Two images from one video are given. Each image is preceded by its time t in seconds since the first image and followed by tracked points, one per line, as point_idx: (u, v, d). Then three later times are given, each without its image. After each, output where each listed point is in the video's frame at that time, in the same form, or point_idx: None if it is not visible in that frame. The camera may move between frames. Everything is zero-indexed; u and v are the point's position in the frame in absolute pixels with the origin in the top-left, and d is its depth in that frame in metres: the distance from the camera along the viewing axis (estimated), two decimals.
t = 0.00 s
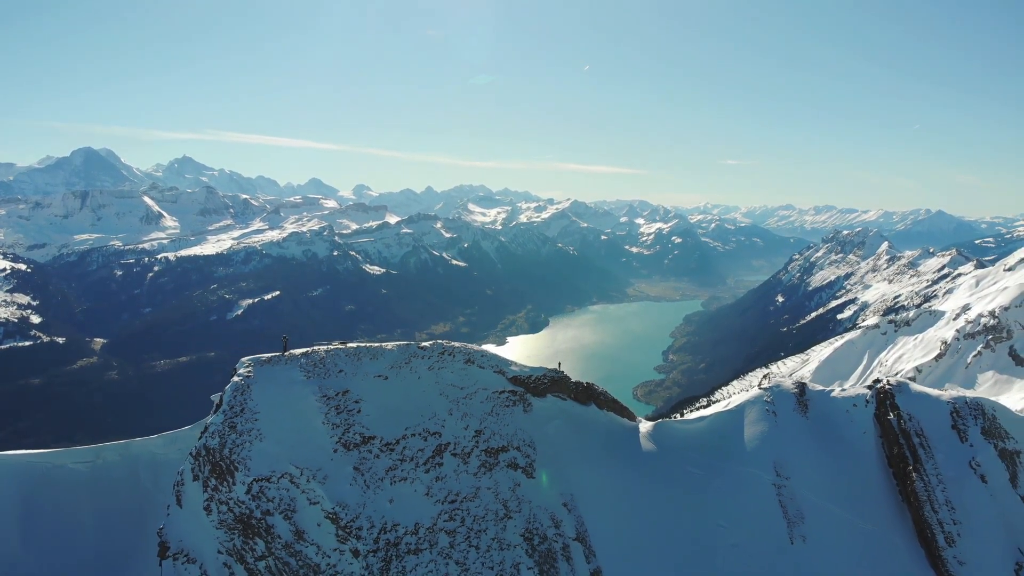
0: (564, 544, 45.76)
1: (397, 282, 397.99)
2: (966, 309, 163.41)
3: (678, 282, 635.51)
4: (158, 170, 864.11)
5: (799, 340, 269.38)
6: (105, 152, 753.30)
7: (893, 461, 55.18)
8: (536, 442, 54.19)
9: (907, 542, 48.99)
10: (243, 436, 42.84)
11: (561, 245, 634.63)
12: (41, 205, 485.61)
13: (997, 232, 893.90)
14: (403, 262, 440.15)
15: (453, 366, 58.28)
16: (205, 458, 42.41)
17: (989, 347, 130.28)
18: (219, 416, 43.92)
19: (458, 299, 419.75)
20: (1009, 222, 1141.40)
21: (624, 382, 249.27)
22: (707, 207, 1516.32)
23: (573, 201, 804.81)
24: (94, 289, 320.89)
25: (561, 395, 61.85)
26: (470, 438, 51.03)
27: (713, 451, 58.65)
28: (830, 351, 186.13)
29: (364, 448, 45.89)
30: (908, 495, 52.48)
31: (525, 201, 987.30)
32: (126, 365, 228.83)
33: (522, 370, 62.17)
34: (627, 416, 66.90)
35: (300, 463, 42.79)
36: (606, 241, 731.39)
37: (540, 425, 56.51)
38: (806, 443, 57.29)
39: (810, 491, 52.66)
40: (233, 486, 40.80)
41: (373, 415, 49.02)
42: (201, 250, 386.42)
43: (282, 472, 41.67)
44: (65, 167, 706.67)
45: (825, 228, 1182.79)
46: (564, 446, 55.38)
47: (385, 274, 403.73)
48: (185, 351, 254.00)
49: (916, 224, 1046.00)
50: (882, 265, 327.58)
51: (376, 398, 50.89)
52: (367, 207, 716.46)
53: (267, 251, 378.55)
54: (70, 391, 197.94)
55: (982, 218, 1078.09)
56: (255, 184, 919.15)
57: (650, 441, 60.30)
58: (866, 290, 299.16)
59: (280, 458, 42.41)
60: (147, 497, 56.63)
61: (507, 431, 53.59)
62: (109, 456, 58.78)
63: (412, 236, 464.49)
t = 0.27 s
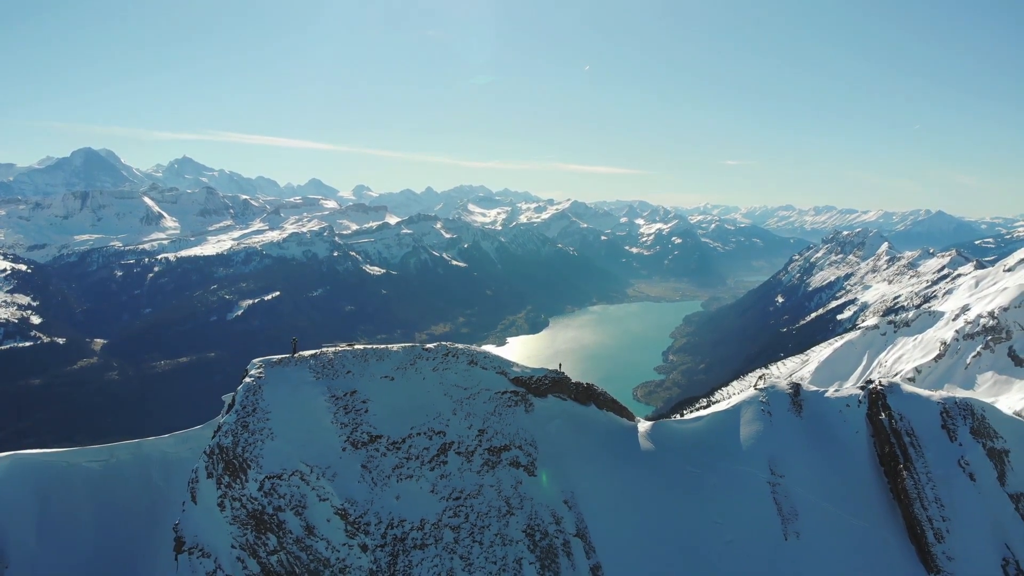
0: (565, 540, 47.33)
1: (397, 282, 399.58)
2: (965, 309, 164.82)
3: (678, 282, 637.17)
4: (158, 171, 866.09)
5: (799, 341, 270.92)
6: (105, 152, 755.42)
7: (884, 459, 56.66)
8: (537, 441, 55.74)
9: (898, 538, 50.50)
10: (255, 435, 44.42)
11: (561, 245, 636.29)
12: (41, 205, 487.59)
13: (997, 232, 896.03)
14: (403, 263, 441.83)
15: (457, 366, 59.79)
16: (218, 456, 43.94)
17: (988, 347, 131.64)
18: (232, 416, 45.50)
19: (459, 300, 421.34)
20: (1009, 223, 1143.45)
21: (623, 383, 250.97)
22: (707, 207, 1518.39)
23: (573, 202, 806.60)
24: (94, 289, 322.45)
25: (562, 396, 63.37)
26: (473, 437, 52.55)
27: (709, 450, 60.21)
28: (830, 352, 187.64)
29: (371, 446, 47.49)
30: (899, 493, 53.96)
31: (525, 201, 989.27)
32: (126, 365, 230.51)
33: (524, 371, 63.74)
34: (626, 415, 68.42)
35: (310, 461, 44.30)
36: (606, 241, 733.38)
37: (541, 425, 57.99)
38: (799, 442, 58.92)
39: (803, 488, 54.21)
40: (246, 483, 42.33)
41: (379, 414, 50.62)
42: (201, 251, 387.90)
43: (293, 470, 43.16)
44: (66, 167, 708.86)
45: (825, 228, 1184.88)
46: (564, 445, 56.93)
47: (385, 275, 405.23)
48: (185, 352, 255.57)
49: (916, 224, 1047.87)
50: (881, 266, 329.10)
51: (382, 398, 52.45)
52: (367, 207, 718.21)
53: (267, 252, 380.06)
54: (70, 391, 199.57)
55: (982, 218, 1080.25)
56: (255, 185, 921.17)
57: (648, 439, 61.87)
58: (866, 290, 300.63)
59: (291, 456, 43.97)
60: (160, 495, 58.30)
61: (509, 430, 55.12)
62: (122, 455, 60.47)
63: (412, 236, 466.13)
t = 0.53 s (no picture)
0: (565, 536, 49.00)
1: (397, 283, 401.16)
2: (964, 310, 166.41)
3: (678, 283, 638.87)
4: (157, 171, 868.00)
5: (798, 341, 272.70)
6: (105, 152, 757.28)
7: (875, 458, 58.27)
8: (538, 441, 57.35)
9: (888, 534, 52.11)
10: (267, 434, 46.07)
11: (561, 246, 637.88)
12: (41, 205, 489.30)
13: (997, 232, 897.53)
14: (403, 263, 443.45)
15: (460, 367, 61.48)
16: (231, 454, 45.60)
17: (987, 348, 133.21)
18: (245, 415, 47.20)
19: (459, 300, 422.86)
20: (1009, 223, 1145.43)
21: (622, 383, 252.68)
22: (707, 208, 1520.77)
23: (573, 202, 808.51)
24: (95, 289, 323.77)
25: (562, 396, 65.06)
26: (476, 436, 54.19)
27: (706, 448, 61.84)
28: (830, 352, 189.32)
29: (378, 445, 49.19)
30: (889, 490, 55.60)
31: (525, 201, 991.09)
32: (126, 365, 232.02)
33: (525, 372, 65.43)
34: (624, 415, 70.17)
35: (319, 459, 45.98)
36: (606, 242, 735.46)
37: (542, 424, 59.62)
38: (793, 441, 60.61)
39: (797, 486, 55.90)
40: (259, 481, 43.93)
41: (386, 414, 52.30)
42: (201, 251, 389.27)
43: (304, 467, 44.82)
44: (66, 167, 710.48)
45: (825, 228, 1187.11)
46: (564, 444, 58.52)
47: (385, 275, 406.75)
48: (186, 352, 257.30)
49: (916, 224, 1049.92)
50: (881, 266, 330.70)
51: (389, 398, 54.16)
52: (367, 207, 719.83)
53: (268, 252, 381.46)
54: (70, 391, 200.99)
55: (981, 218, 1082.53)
56: (254, 185, 922.61)
57: (646, 439, 63.54)
58: (866, 291, 302.24)
59: (301, 455, 45.59)
60: (172, 492, 59.73)
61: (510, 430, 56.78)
62: (135, 454, 61.98)
63: (412, 237, 467.74)
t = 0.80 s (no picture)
0: (565, 532, 50.54)
1: (397, 283, 402.59)
2: (963, 310, 167.82)
3: (678, 283, 640.48)
4: (157, 171, 869.12)
5: (798, 341, 274.53)
6: (105, 152, 758.72)
7: (866, 456, 59.81)
8: (538, 440, 58.86)
9: (878, 530, 53.64)
10: (277, 433, 47.72)
11: (561, 246, 639.36)
12: (41, 205, 490.59)
13: (997, 233, 898.92)
14: (403, 263, 444.87)
15: (463, 368, 63.02)
16: (242, 452, 47.17)
17: (986, 348, 134.66)
18: (255, 415, 48.83)
19: (459, 301, 424.26)
20: (1008, 224, 1147.48)
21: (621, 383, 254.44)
22: (707, 208, 1522.24)
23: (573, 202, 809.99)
24: (95, 290, 324.99)
25: (563, 396, 66.55)
26: (478, 435, 55.70)
27: (702, 448, 63.40)
28: (829, 352, 191.06)
29: (384, 443, 50.77)
30: (880, 488, 57.05)
31: (525, 201, 992.65)
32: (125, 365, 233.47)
33: (526, 372, 66.94)
34: (623, 415, 71.72)
35: (327, 456, 47.63)
36: (605, 242, 737.52)
37: (542, 424, 61.16)
38: (787, 440, 62.24)
39: (790, 484, 57.46)
40: (269, 477, 45.50)
41: (391, 413, 53.92)
42: (201, 251, 390.68)
43: (312, 464, 46.45)
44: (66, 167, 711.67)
45: (825, 228, 1189.14)
46: (564, 443, 60.10)
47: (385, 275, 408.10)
48: (186, 352, 258.76)
49: (916, 224, 1051.48)
50: (881, 266, 332.20)
51: (394, 398, 55.72)
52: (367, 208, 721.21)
53: (268, 252, 382.73)
54: (69, 391, 202.36)
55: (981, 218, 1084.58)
56: (254, 184, 923.51)
57: (644, 438, 65.10)
58: (866, 291, 303.73)
59: (310, 453, 47.16)
60: (183, 489, 61.48)
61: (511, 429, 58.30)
62: (146, 452, 63.55)
63: (412, 237, 469.12)
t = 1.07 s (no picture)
0: (565, 529, 52.21)
1: (397, 283, 404.19)
2: (962, 312, 169.35)
3: (677, 283, 642.01)
4: (157, 171, 871.47)
5: (797, 342, 276.20)
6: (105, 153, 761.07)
7: (858, 455, 61.46)
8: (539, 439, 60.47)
9: (870, 527, 55.25)
10: (286, 433, 49.41)
11: (560, 247, 641.08)
12: (41, 206, 492.44)
13: (997, 233, 900.58)
14: (403, 264, 446.53)
15: (466, 369, 64.60)
16: (253, 451, 48.78)
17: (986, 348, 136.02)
18: (266, 415, 50.59)
19: (459, 301, 425.76)
20: (1008, 224, 1148.51)
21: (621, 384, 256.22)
22: (707, 209, 1524.27)
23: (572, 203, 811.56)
24: (95, 290, 326.52)
25: (563, 397, 68.10)
26: (480, 435, 57.29)
27: (698, 447, 65.04)
28: (829, 353, 192.69)
29: (390, 443, 52.47)
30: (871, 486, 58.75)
31: (525, 202, 994.70)
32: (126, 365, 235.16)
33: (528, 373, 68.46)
34: (621, 414, 73.31)
35: (335, 455, 49.43)
36: (605, 242, 739.29)
37: (543, 424, 62.72)
38: (781, 440, 63.90)
39: (784, 482, 59.14)
40: (280, 475, 47.08)
41: (396, 413, 55.59)
42: (201, 251, 392.51)
43: (321, 463, 48.16)
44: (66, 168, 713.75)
45: (824, 229, 1191.11)
46: (564, 443, 61.72)
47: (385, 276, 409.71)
48: (187, 352, 260.35)
49: (915, 225, 1053.07)
50: (881, 267, 333.65)
51: (399, 398, 57.38)
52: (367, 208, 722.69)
53: (268, 253, 384.31)
54: (68, 391, 203.91)
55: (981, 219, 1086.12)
56: (254, 185, 925.40)
57: (642, 437, 66.66)
58: (865, 292, 305.18)
59: (318, 452, 48.82)
60: (194, 488, 63.33)
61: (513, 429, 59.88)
62: (157, 452, 65.38)
63: (412, 238, 470.70)
